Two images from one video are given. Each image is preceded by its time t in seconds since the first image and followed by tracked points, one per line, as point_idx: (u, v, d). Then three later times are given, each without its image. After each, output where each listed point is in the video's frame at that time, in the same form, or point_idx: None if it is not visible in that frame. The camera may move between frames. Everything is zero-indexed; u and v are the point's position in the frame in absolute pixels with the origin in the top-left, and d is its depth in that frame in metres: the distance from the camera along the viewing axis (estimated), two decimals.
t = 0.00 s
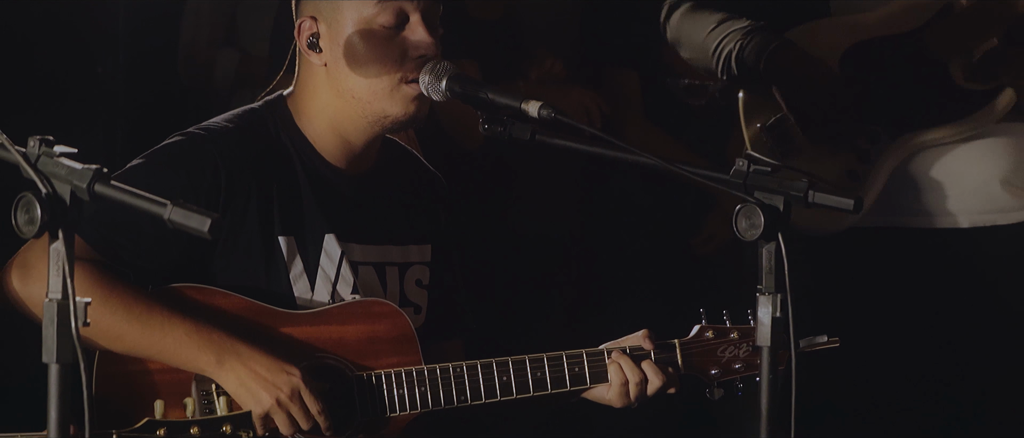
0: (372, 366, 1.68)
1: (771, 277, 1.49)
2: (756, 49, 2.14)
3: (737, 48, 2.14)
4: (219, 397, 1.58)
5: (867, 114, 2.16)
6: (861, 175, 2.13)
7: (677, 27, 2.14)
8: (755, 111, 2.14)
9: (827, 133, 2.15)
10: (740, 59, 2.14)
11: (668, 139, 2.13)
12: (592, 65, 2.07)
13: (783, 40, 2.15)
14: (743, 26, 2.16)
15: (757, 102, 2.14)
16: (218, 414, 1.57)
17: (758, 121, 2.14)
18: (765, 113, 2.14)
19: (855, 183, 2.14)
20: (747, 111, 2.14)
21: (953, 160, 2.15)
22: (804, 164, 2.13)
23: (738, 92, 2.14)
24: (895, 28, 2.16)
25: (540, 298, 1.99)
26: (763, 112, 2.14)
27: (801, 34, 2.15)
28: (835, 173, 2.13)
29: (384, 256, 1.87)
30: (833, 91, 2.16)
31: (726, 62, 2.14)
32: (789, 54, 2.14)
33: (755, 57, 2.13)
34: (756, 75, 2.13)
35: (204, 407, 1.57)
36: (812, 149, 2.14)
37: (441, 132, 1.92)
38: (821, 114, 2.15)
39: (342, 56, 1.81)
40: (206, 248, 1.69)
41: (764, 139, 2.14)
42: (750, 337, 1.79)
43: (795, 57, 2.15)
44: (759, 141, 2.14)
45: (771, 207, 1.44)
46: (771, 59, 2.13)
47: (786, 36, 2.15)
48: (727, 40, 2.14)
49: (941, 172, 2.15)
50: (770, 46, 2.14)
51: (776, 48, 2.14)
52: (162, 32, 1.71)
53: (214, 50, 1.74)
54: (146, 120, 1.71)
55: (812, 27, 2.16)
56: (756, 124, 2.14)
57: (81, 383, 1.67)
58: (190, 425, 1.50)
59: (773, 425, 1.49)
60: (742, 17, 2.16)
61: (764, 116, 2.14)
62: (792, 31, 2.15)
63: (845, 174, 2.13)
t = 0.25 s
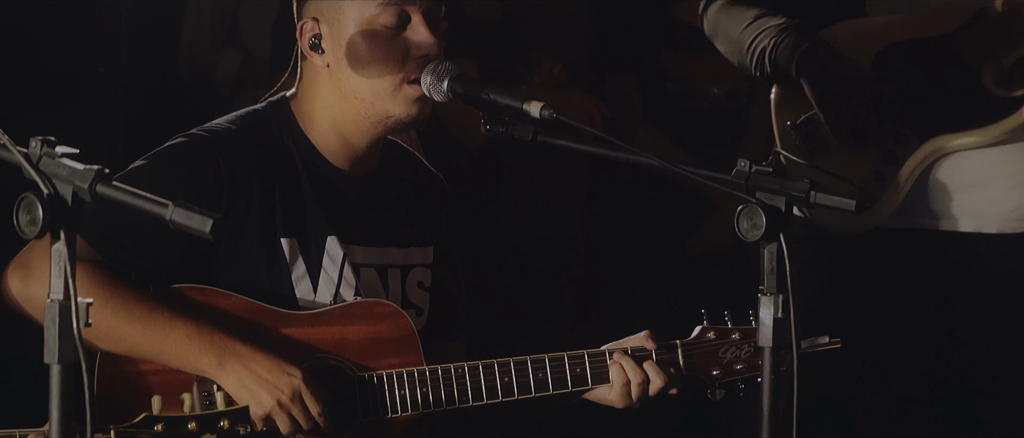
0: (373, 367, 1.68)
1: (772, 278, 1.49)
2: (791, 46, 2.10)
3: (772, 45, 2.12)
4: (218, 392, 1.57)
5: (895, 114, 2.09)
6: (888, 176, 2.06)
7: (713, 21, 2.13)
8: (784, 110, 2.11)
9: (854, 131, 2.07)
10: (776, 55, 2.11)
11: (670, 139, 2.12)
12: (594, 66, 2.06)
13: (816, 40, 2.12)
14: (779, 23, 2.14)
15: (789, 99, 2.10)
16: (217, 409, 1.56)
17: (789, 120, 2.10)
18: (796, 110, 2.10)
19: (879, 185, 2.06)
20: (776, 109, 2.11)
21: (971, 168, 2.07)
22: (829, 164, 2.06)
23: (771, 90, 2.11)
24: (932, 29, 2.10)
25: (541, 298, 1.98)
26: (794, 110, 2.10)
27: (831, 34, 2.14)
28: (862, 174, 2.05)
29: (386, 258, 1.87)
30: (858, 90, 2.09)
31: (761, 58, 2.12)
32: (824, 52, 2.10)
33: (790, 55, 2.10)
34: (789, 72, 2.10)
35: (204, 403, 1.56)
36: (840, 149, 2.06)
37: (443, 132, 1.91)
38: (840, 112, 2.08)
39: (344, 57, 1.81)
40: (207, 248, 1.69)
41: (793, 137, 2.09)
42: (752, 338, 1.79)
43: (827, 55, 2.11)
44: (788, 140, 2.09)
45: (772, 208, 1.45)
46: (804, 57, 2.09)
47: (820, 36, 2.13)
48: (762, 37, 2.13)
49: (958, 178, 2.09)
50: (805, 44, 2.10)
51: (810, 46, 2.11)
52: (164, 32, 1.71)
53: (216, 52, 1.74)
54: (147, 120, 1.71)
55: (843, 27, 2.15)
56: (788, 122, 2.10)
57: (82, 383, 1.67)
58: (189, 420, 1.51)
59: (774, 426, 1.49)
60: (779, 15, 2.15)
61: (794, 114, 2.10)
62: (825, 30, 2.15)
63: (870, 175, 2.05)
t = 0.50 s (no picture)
0: (375, 369, 1.68)
1: (773, 278, 1.49)
2: (815, 43, 2.09)
3: (796, 42, 2.12)
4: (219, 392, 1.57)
5: (920, 113, 2.03)
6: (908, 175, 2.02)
7: (739, 16, 2.15)
8: (807, 104, 2.11)
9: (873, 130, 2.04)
10: (799, 52, 2.12)
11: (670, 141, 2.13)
12: (596, 67, 2.06)
13: (841, 36, 2.11)
14: (806, 19, 2.13)
15: (812, 95, 2.10)
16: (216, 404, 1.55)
17: (812, 115, 2.10)
18: (818, 107, 2.09)
19: (899, 186, 2.03)
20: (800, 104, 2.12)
21: (984, 175, 1.99)
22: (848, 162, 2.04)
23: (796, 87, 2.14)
24: (959, 28, 2.05)
25: (542, 298, 1.99)
26: (817, 105, 2.09)
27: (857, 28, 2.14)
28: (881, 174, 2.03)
29: (388, 258, 1.87)
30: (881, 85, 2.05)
31: (784, 55, 2.14)
32: (849, 50, 2.10)
33: (814, 52, 2.10)
34: (812, 69, 2.10)
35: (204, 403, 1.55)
36: (860, 148, 2.04)
37: (444, 133, 1.91)
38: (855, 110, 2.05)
39: (346, 57, 1.81)
40: (209, 250, 1.70)
41: (813, 134, 2.09)
42: (753, 339, 1.79)
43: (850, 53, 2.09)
44: (810, 137, 2.09)
45: (773, 208, 1.45)
46: (826, 54, 2.08)
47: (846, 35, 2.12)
48: (787, 32, 2.13)
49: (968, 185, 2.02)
50: (829, 41, 2.09)
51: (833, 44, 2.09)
52: (164, 32, 1.71)
53: (217, 53, 1.74)
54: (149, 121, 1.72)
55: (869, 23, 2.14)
56: (808, 118, 2.10)
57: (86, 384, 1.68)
58: (188, 416, 1.49)
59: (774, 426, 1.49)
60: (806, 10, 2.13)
61: (817, 110, 2.09)
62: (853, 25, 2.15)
63: (890, 176, 2.02)
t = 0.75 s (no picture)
0: (377, 371, 1.68)
1: (774, 282, 1.49)
2: (828, 42, 2.09)
3: (813, 40, 2.13)
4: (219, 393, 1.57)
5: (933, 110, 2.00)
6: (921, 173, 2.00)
7: (756, 14, 2.18)
8: (822, 102, 2.10)
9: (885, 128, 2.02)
10: (815, 51, 2.13)
11: (671, 143, 2.13)
12: (599, 68, 2.04)
13: (858, 34, 2.08)
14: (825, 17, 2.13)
15: (827, 93, 2.10)
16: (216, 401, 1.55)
17: (827, 113, 2.09)
18: (834, 105, 2.08)
19: (913, 183, 2.00)
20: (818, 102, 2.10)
21: (994, 177, 1.96)
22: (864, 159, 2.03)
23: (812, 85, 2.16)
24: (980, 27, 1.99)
25: (544, 302, 1.98)
26: (831, 103, 2.09)
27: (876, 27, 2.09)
28: (896, 171, 2.01)
29: (392, 260, 1.86)
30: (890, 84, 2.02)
31: (803, 53, 2.16)
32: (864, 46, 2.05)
33: (826, 51, 2.10)
34: (826, 68, 2.10)
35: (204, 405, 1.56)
36: (876, 146, 2.02)
37: (445, 136, 1.90)
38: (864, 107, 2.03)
39: (347, 61, 1.81)
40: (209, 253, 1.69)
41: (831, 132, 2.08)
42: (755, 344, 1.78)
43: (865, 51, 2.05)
44: (824, 135, 2.09)
45: (773, 212, 1.44)
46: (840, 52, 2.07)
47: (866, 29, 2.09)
48: (803, 30, 2.15)
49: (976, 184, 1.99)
50: (843, 40, 2.07)
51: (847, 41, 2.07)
52: (165, 34, 1.70)
53: (218, 55, 1.73)
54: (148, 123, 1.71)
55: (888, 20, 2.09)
56: (825, 116, 2.09)
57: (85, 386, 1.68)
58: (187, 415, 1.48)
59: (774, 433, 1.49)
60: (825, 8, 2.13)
61: (832, 107, 2.09)
62: (875, 24, 2.10)
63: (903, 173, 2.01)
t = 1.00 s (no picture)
0: (377, 378, 1.68)
1: (775, 287, 1.49)
2: (840, 41, 2.05)
3: (824, 40, 2.08)
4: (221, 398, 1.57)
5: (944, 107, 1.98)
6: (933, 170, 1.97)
7: (769, 16, 2.14)
8: (834, 102, 2.08)
9: (894, 125, 2.00)
10: (825, 52, 2.09)
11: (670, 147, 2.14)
12: (597, 74, 2.05)
13: (869, 33, 2.04)
14: (835, 17, 2.08)
15: (838, 94, 2.08)
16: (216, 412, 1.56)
17: (839, 113, 2.06)
18: (846, 104, 2.06)
19: (923, 182, 1.98)
20: (828, 101, 2.09)
21: (1005, 177, 1.94)
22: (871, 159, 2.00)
23: (822, 87, 2.12)
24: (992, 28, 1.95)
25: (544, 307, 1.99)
26: (843, 103, 2.06)
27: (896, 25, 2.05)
28: (906, 167, 1.98)
29: (393, 265, 1.86)
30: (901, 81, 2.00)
31: (814, 54, 2.11)
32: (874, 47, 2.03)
33: (838, 50, 2.06)
34: (838, 68, 2.07)
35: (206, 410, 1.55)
36: (887, 145, 2.00)
37: (445, 140, 1.90)
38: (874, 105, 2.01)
39: (348, 66, 1.80)
40: (210, 258, 1.69)
41: (841, 130, 2.05)
42: (756, 349, 1.80)
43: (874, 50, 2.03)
44: (835, 132, 2.05)
45: (774, 216, 1.45)
46: (852, 53, 2.04)
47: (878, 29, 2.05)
48: (815, 31, 2.10)
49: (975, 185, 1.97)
50: (854, 39, 2.04)
51: (858, 41, 2.04)
52: (165, 38, 1.71)
53: (218, 60, 1.73)
54: (150, 128, 1.71)
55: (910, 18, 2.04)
56: (834, 115, 2.07)
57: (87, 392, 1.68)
58: (189, 423, 1.47)
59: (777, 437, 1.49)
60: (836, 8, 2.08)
61: (843, 107, 2.06)
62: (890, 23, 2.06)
63: (914, 172, 1.98)
